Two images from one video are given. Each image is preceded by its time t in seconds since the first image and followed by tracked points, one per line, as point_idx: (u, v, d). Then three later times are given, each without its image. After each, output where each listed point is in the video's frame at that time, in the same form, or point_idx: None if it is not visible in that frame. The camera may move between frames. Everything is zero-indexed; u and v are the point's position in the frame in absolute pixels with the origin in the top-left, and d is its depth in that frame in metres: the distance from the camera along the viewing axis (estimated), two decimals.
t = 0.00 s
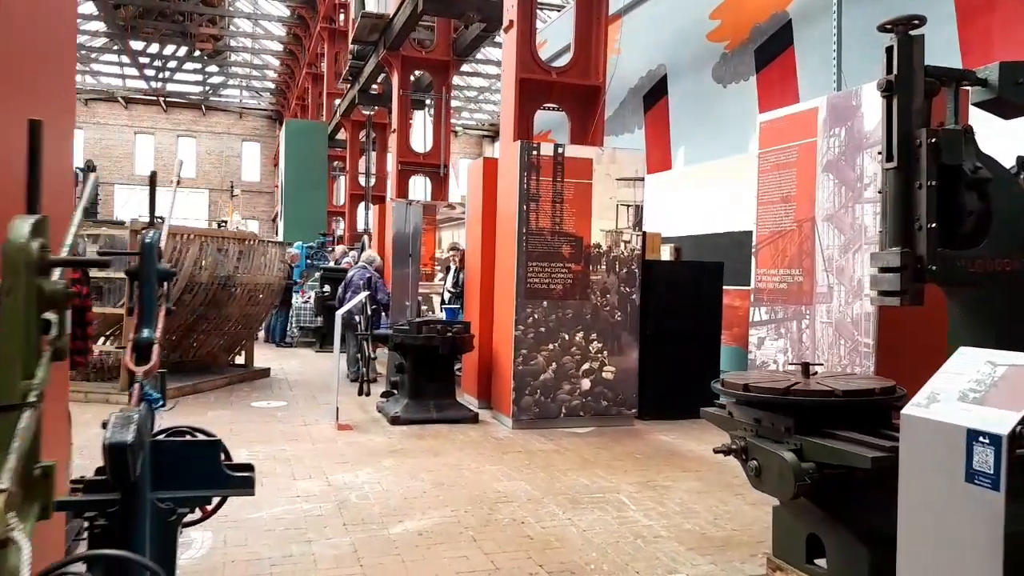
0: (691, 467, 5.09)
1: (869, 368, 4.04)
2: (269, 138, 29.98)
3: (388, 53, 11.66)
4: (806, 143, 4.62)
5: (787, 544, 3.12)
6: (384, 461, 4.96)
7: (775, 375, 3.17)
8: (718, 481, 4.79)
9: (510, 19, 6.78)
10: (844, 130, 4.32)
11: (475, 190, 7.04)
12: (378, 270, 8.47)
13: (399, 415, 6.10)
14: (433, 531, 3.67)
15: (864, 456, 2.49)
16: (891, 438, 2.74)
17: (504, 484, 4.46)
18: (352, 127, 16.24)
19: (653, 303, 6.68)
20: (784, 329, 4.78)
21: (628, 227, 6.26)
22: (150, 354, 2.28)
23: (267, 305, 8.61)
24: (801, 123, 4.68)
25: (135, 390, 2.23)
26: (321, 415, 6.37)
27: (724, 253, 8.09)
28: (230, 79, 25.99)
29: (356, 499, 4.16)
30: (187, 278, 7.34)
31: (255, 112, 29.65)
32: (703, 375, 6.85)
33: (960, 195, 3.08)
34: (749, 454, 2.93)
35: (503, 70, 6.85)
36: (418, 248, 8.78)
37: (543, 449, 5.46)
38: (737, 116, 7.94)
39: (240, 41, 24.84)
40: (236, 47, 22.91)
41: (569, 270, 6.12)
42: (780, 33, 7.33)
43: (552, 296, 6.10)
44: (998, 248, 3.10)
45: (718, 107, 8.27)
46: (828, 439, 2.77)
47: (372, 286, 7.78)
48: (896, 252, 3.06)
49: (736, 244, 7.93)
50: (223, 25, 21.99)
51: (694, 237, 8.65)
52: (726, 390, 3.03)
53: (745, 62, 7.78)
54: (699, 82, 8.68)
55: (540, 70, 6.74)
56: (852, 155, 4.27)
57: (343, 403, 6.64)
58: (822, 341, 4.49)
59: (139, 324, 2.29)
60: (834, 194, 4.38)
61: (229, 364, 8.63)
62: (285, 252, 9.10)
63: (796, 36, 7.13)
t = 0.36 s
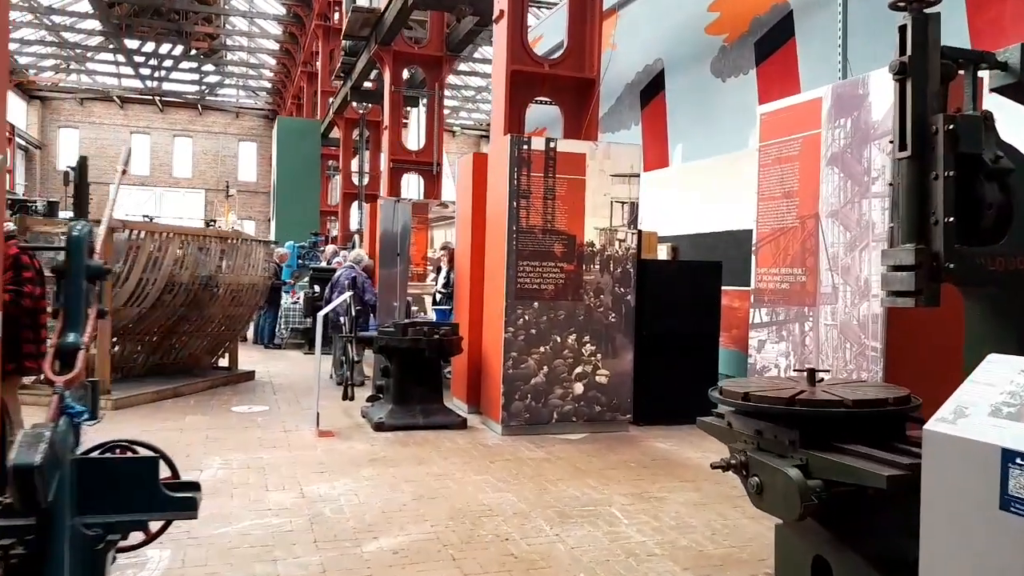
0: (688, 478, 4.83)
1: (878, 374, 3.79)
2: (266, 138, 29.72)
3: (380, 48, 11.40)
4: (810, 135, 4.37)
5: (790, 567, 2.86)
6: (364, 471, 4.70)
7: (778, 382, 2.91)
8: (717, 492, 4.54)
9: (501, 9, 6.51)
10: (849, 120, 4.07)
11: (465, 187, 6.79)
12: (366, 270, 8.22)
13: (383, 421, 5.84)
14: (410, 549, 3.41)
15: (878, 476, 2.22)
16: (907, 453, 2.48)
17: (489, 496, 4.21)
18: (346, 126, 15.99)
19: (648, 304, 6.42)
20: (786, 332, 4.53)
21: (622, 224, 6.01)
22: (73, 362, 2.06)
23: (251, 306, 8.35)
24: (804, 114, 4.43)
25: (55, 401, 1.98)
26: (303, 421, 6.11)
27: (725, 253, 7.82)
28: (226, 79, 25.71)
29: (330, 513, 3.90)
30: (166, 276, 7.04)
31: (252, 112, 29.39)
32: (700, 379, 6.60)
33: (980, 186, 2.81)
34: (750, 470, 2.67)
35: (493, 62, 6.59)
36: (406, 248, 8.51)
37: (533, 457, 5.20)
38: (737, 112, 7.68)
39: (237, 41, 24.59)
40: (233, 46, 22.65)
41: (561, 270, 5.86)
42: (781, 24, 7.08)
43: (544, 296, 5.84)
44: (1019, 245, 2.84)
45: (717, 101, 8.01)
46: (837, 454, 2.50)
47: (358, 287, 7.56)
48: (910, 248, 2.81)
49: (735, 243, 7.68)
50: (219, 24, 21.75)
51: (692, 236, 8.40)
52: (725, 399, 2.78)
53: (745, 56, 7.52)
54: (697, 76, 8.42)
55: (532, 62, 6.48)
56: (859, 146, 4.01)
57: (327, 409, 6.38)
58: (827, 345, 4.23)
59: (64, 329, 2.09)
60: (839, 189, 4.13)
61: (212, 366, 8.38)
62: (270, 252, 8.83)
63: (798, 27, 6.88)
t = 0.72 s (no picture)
0: (669, 491, 4.56)
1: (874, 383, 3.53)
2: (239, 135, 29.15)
3: (351, 41, 11.04)
4: (800, 126, 4.12)
5: None
6: (324, 488, 4.38)
7: (772, 395, 2.64)
8: (700, 506, 4.27)
9: None
10: (843, 110, 3.82)
11: (437, 183, 6.48)
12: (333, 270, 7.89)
13: (348, 431, 5.51)
14: None
15: (892, 507, 1.95)
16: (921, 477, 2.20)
17: (458, 515, 3.91)
18: (318, 122, 15.59)
19: (627, 306, 6.14)
20: (773, 336, 4.26)
21: (601, 223, 5.73)
22: None
23: (212, 307, 7.96)
24: (794, 104, 4.17)
25: None
26: (264, 431, 5.77)
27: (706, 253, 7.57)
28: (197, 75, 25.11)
29: (284, 536, 3.58)
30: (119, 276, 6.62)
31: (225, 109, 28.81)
32: (681, 384, 6.34)
33: (994, 178, 2.55)
34: (745, 496, 2.39)
35: (466, 51, 6.28)
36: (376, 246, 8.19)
37: (506, 469, 4.90)
38: (718, 108, 7.44)
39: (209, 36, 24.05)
40: (204, 42, 22.13)
41: (537, 270, 5.57)
42: (764, 15, 6.84)
43: (519, 298, 5.54)
44: None
45: (698, 95, 7.76)
46: (843, 478, 2.23)
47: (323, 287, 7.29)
48: (919, 246, 2.55)
49: (715, 242, 7.45)
50: (190, 19, 21.21)
51: (671, 235, 8.15)
52: (716, 416, 2.50)
53: (726, 49, 7.28)
54: (676, 70, 8.16)
55: (507, 52, 6.17)
56: (853, 138, 3.76)
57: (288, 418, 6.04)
58: (819, 351, 3.97)
59: None
60: (832, 184, 3.87)
61: (170, 371, 7.98)
62: (232, 251, 8.44)
63: (782, 18, 6.64)
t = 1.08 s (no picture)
0: (614, 500, 4.33)
1: (832, 387, 3.37)
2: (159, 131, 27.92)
3: (278, 30, 10.56)
4: (751, 118, 3.95)
5: None
6: (243, 507, 4.00)
7: (740, 403, 2.42)
8: (648, 517, 4.05)
9: None
10: (798, 102, 3.67)
11: (369, 177, 6.13)
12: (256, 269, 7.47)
13: (270, 443, 5.14)
14: None
15: (885, 528, 1.73)
16: (905, 492, 1.99)
17: (391, 534, 3.59)
18: (243, 116, 14.94)
19: (567, 307, 5.91)
20: (722, 337, 4.07)
21: (543, 219, 5.49)
22: None
23: (122, 309, 7.42)
24: (744, 96, 4.00)
25: None
26: (178, 443, 5.32)
27: (646, 253, 7.39)
28: (113, 67, 23.93)
29: (195, 563, 3.20)
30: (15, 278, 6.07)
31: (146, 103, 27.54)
32: (622, 387, 6.14)
33: (971, 169, 2.40)
34: (715, 516, 2.17)
35: (400, 39, 5.96)
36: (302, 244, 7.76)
37: (441, 481, 4.59)
38: (658, 104, 7.27)
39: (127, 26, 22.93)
40: (123, 32, 21.04)
41: (475, 268, 5.28)
42: (706, 10, 6.70)
43: (457, 298, 5.25)
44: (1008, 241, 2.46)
45: (637, 92, 7.59)
46: (822, 495, 2.02)
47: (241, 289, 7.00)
48: (894, 241, 2.37)
49: (655, 241, 7.29)
50: (108, 7, 20.12)
51: (611, 234, 7.97)
52: (680, 427, 2.27)
53: (667, 44, 7.12)
54: (615, 66, 7.97)
55: (443, 40, 5.87)
56: (809, 131, 3.61)
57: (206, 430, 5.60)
58: (772, 353, 3.80)
59: None
60: (786, 178, 3.71)
61: (77, 378, 7.39)
62: (146, 250, 7.90)
63: (724, 13, 6.49)
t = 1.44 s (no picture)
0: (556, 513, 4.10)
1: (789, 393, 3.23)
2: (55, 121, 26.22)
3: (185, 14, 9.90)
4: (696, 111, 3.76)
5: None
6: (148, 535, 3.58)
7: (711, 417, 2.23)
8: (593, 530, 3.84)
9: None
10: (748, 94, 3.50)
11: (286, 170, 5.70)
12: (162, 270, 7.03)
13: (179, 459, 4.69)
14: None
15: (903, 564, 1.55)
16: (900, 515, 1.86)
17: (318, 563, 3.26)
18: (147, 106, 14.07)
19: (501, 308, 5.66)
20: (668, 341, 3.88)
21: (476, 216, 5.22)
22: None
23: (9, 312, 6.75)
24: (689, 88, 3.81)
25: None
26: (74, 461, 4.80)
27: (577, 252, 7.20)
28: (4, 52, 22.29)
29: None
30: None
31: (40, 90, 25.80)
32: (556, 390, 5.93)
33: (948, 164, 2.28)
34: (696, 549, 1.99)
35: (321, 23, 5.57)
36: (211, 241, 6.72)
37: (370, 497, 4.27)
38: (588, 99, 7.07)
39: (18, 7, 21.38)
40: (13, 13, 19.57)
41: (404, 268, 4.96)
42: (637, 4, 6.47)
43: (384, 300, 4.91)
44: (984, 240, 2.35)
45: (566, 86, 7.35)
46: (815, 522, 1.83)
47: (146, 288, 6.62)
48: (873, 241, 2.22)
49: (586, 239, 7.11)
50: None
51: (541, 232, 7.76)
52: (654, 448, 2.05)
53: (597, 38, 6.87)
54: (542, 59, 7.71)
55: (368, 25, 5.52)
56: (760, 125, 3.45)
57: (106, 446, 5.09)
58: (722, 357, 3.62)
59: None
60: (736, 174, 3.55)
61: None
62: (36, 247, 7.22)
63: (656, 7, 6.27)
